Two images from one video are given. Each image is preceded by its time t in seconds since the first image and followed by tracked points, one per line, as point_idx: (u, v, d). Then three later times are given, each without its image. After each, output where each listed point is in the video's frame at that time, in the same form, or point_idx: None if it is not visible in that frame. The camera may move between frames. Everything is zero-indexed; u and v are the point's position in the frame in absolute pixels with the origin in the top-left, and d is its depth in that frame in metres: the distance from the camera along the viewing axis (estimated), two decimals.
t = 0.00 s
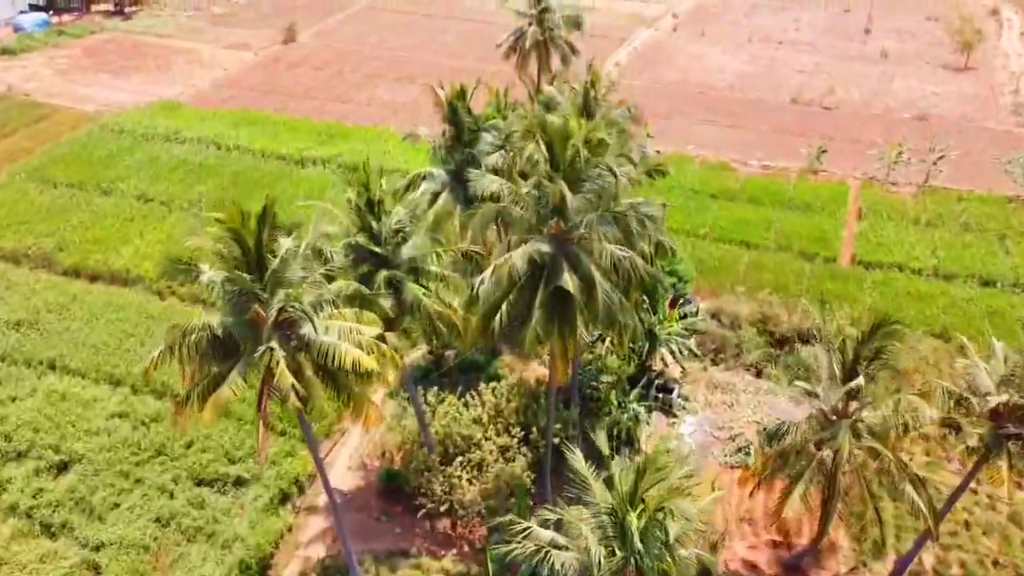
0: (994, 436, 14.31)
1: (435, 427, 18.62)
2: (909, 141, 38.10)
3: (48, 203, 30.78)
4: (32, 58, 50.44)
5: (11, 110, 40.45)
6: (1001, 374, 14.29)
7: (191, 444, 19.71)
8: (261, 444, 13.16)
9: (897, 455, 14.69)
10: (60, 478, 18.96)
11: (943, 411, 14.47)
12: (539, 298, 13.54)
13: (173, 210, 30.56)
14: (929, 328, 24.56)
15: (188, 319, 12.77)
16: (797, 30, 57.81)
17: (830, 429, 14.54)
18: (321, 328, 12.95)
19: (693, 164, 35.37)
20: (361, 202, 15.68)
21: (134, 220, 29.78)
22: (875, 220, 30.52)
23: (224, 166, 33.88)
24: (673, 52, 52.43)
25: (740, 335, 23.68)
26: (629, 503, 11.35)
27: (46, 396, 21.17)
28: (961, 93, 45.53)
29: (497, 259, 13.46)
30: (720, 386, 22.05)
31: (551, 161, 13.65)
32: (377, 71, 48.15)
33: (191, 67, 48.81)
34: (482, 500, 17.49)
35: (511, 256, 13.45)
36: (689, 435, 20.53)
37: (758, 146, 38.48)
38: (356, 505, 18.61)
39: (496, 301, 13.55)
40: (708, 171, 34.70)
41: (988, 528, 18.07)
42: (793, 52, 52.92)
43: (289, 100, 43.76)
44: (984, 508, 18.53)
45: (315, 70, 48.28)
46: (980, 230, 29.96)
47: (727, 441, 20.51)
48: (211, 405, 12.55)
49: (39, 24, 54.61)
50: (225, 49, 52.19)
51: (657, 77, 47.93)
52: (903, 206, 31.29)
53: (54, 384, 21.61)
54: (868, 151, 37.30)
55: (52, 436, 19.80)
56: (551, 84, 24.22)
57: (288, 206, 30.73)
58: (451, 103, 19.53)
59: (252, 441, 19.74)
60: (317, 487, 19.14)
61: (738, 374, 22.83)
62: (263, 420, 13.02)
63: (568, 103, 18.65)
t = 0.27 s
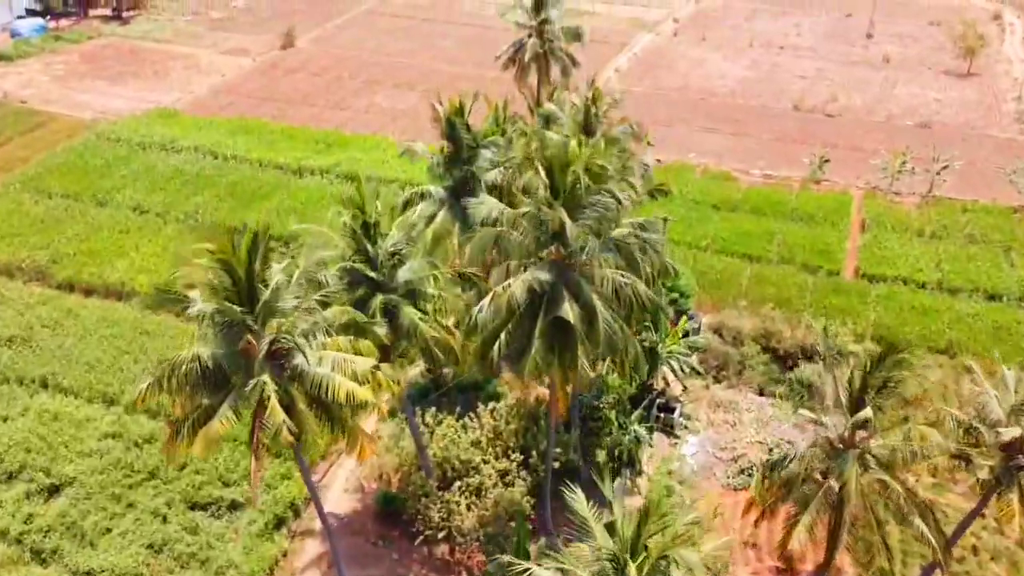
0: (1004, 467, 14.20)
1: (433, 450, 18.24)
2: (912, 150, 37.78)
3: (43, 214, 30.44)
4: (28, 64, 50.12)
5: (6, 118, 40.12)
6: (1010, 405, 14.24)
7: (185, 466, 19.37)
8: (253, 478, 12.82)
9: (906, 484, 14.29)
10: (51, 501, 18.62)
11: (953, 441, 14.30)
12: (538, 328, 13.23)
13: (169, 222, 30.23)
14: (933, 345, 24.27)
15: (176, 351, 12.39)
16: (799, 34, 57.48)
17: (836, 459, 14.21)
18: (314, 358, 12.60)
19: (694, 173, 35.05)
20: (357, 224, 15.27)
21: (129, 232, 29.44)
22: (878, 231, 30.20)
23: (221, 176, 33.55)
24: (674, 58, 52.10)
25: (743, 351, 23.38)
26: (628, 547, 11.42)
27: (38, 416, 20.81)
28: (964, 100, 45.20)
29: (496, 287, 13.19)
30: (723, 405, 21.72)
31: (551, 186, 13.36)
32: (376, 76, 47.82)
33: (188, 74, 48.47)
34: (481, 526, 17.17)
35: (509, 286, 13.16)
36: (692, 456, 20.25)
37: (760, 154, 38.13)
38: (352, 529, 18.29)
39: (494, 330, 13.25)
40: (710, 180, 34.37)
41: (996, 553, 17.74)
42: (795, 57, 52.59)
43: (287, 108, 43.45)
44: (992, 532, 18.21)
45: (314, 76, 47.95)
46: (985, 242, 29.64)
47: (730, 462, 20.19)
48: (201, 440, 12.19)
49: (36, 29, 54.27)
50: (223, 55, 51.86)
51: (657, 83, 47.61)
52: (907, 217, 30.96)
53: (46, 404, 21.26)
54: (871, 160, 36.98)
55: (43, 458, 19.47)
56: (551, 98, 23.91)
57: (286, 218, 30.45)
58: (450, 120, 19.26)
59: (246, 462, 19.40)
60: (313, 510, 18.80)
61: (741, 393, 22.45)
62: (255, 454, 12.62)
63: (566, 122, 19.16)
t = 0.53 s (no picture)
0: (1017, 500, 13.84)
1: (431, 475, 17.87)
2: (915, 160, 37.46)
3: (37, 225, 30.12)
4: (25, 70, 49.79)
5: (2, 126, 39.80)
6: None
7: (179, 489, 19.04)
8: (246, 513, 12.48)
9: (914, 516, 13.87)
10: (43, 525, 18.30)
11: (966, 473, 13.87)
12: (537, 360, 12.88)
13: (164, 234, 29.90)
14: (937, 362, 23.98)
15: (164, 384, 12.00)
16: (800, 39, 57.17)
17: (842, 489, 13.80)
18: (308, 390, 12.30)
19: (695, 183, 34.74)
20: (353, 248, 14.86)
21: (125, 244, 29.12)
22: (881, 244, 29.88)
23: (218, 186, 33.23)
24: (675, 63, 51.79)
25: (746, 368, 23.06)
26: None
27: (30, 437, 20.47)
28: (967, 107, 44.88)
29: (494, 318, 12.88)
30: (726, 424, 21.38)
31: (552, 214, 13.15)
32: (375, 83, 47.51)
33: (186, 80, 48.15)
34: (479, 552, 16.95)
35: (509, 317, 12.85)
36: (695, 478, 19.85)
37: (762, 163, 37.80)
38: (350, 554, 17.90)
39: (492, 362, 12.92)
40: (711, 190, 34.05)
41: None
42: (796, 63, 52.28)
43: (285, 115, 43.14)
44: (999, 557, 17.88)
45: (312, 83, 47.63)
46: (989, 254, 29.32)
47: (733, 484, 19.83)
48: (193, 476, 11.80)
49: (33, 34, 53.97)
50: (221, 60, 51.54)
51: (658, 90, 47.30)
52: (911, 229, 30.64)
53: (38, 424, 20.93)
54: (874, 169, 36.66)
55: (35, 481, 19.15)
56: (551, 113, 23.62)
57: (284, 230, 30.15)
58: (448, 136, 18.87)
59: (241, 485, 19.08)
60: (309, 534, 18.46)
61: (745, 411, 22.11)
62: (246, 490, 12.24)
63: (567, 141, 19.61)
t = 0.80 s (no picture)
0: None
1: (428, 502, 17.62)
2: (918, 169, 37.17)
3: (31, 237, 29.82)
4: (22, 76, 49.48)
5: None
6: None
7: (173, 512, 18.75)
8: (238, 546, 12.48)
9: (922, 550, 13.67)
10: (34, 550, 18.01)
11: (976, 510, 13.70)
12: (538, 391, 12.73)
13: (160, 245, 29.61)
14: (943, 379, 23.69)
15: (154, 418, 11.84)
16: (802, 44, 56.88)
17: (850, 522, 13.57)
18: (302, 426, 12.01)
19: (697, 192, 34.43)
20: (347, 272, 14.49)
21: (121, 257, 28.82)
22: (884, 256, 29.61)
23: (215, 196, 32.93)
24: (675, 69, 51.49)
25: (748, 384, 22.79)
26: None
27: (21, 458, 20.13)
28: (971, 114, 44.58)
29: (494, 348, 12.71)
30: (729, 443, 21.09)
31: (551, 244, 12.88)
32: (374, 89, 47.21)
33: (184, 86, 47.85)
34: None
35: (508, 348, 12.68)
36: (697, 501, 19.60)
37: (764, 172, 37.44)
38: None
39: (491, 393, 12.76)
40: (713, 200, 33.72)
41: None
42: (798, 68, 51.97)
43: (284, 123, 42.83)
44: None
45: (311, 89, 47.31)
46: (995, 266, 29.00)
47: (736, 506, 19.51)
48: (183, 514, 11.69)
49: (30, 40, 53.70)
50: (219, 66, 51.24)
51: (659, 96, 46.99)
52: (914, 240, 30.35)
53: (29, 444, 20.61)
54: (877, 178, 36.35)
55: (26, 504, 18.83)
56: (552, 128, 23.37)
57: (280, 241, 29.85)
58: (446, 153, 18.53)
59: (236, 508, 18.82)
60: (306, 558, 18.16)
61: (747, 431, 21.87)
62: (237, 522, 12.20)
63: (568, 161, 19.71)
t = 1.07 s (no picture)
0: None
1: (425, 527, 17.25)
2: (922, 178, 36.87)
3: (26, 248, 29.50)
4: (18, 82, 49.11)
5: None
6: None
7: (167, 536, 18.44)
8: None
9: None
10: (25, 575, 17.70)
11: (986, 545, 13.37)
12: (537, 425, 12.81)
13: (156, 257, 29.30)
14: (949, 396, 23.37)
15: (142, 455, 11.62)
16: (803, 49, 56.59)
17: (856, 554, 13.21)
18: (294, 462, 11.63)
19: (698, 202, 34.10)
20: (342, 298, 14.24)
21: (116, 269, 28.52)
22: (888, 268, 29.30)
23: (212, 206, 32.62)
24: (676, 75, 51.15)
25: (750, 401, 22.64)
26: None
27: (12, 479, 19.81)
28: (974, 121, 44.27)
29: (492, 380, 12.80)
30: (732, 464, 20.77)
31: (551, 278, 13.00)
32: (373, 96, 46.89)
33: (181, 92, 47.53)
34: None
35: (507, 382, 12.74)
36: (699, 524, 19.25)
37: (767, 181, 37.10)
38: None
39: (491, 427, 12.78)
40: (715, 210, 33.38)
41: None
42: (800, 74, 51.64)
43: (282, 130, 42.48)
44: None
45: (309, 95, 46.97)
46: (1000, 279, 28.69)
47: (739, 529, 19.19)
48: (171, 554, 11.36)
49: (27, 45, 53.38)
50: (217, 72, 50.93)
51: (660, 103, 46.65)
52: (918, 252, 30.04)
53: (20, 465, 20.28)
54: (880, 188, 36.03)
55: (16, 526, 18.52)
56: (551, 142, 23.08)
57: (277, 252, 29.55)
58: (444, 171, 18.27)
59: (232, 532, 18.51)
60: None
61: (750, 451, 21.63)
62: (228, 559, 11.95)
63: (568, 180, 20.18)
